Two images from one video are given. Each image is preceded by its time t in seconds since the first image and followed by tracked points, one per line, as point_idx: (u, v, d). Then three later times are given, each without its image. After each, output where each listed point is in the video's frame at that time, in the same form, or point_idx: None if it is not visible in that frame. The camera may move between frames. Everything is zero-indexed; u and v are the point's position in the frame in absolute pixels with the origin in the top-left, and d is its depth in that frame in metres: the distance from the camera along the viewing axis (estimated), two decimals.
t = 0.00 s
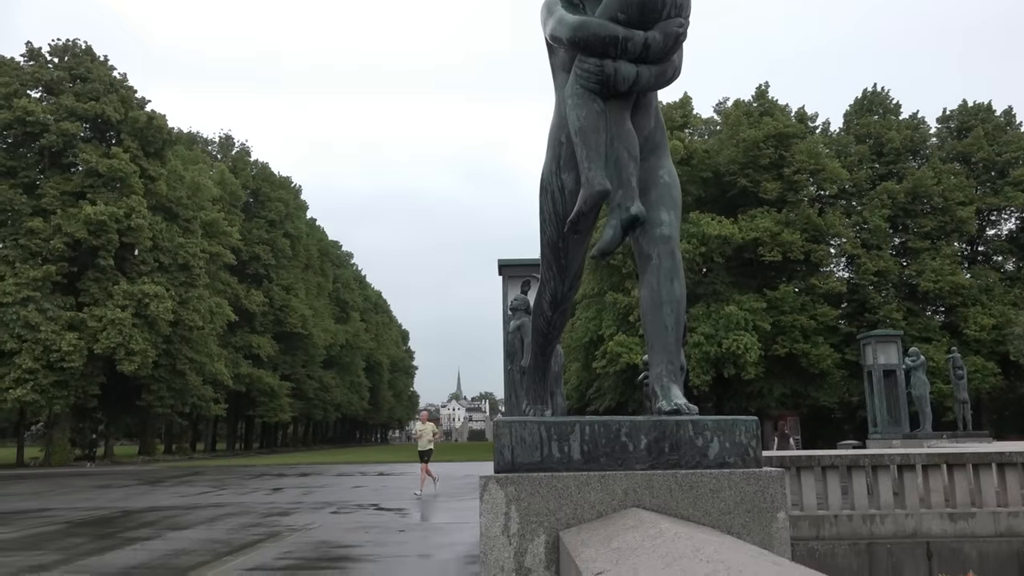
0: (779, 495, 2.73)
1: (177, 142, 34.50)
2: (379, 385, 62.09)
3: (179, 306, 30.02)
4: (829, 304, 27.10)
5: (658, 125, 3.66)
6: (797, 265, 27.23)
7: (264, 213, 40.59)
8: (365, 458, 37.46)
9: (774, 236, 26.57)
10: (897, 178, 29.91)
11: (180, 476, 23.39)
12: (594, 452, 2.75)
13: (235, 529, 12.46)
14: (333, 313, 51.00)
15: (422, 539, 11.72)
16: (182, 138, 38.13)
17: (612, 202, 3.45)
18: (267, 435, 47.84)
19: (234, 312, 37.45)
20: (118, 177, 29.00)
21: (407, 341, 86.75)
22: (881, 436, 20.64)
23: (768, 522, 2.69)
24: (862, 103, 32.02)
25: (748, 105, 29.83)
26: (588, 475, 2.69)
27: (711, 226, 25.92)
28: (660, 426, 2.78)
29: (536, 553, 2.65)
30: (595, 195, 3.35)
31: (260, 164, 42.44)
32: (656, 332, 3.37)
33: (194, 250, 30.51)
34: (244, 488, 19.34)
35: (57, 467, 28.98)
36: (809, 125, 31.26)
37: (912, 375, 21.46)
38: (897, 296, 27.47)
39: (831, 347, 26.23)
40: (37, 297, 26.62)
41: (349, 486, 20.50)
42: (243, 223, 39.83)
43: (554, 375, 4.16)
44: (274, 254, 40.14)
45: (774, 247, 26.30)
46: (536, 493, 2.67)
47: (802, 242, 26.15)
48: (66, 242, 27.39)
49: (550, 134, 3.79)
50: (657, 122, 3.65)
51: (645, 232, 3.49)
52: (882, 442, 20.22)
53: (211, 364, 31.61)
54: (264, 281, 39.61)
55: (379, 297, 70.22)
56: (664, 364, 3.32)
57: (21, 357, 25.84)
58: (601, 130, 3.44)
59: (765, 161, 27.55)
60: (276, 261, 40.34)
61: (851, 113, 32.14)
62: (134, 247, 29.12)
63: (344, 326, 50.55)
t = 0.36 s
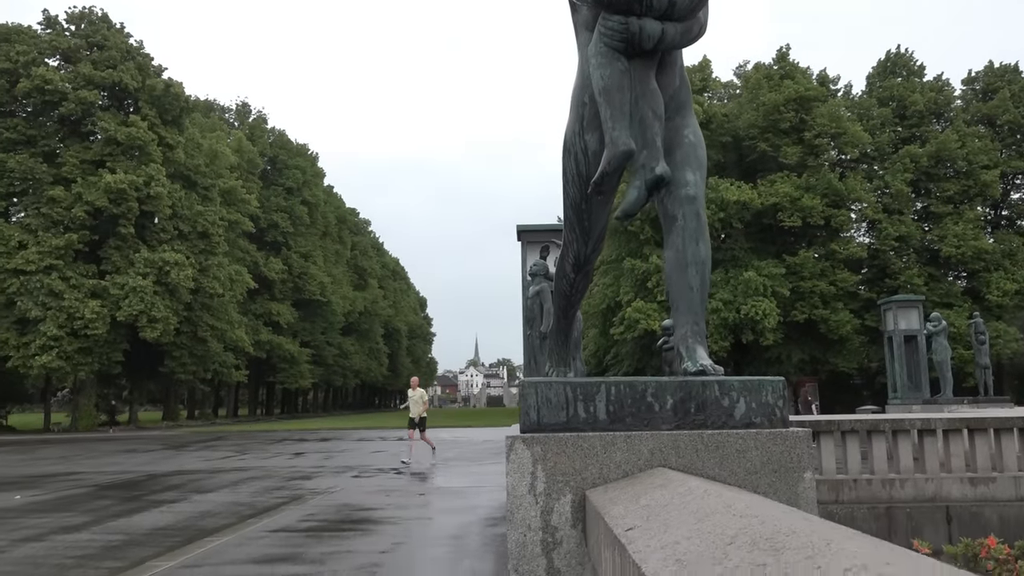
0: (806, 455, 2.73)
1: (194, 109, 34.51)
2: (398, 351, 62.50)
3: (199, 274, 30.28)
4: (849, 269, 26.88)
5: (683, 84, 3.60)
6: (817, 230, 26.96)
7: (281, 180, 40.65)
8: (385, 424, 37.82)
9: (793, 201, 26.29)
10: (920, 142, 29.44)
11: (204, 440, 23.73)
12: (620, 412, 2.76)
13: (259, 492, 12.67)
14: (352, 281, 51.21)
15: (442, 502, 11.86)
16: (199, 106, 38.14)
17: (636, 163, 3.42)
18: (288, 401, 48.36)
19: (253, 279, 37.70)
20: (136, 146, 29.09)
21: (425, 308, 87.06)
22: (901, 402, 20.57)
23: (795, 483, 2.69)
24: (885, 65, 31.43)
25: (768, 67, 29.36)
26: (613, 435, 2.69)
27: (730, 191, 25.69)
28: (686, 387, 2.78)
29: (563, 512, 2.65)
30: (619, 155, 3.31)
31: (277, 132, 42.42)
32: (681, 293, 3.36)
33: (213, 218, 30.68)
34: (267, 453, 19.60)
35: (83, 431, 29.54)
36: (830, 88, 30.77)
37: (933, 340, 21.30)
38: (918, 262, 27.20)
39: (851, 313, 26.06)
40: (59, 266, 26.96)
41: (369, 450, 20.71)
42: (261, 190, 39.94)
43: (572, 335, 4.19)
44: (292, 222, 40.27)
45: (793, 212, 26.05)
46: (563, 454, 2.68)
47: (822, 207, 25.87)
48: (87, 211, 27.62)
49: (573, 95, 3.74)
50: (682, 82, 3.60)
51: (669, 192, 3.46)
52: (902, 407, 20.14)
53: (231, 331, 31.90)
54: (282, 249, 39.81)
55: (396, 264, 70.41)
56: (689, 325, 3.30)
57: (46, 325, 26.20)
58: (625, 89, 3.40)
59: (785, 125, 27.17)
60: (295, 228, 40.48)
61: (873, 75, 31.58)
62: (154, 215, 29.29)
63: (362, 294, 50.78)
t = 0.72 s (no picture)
0: (897, 414, 2.64)
1: (258, 76, 34.99)
2: (460, 314, 63.05)
3: (267, 238, 30.94)
4: (922, 228, 25.96)
5: (761, 33, 3.46)
6: (889, 188, 26.05)
7: (343, 145, 41.09)
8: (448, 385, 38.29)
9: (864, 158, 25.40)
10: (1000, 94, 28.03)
11: (275, 400, 24.41)
12: (702, 370, 2.71)
13: (330, 450, 13.01)
14: (414, 244, 51.70)
15: (508, 461, 12.00)
16: (263, 73, 38.67)
17: (714, 117, 3.31)
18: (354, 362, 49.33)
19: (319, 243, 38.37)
20: (204, 113, 29.68)
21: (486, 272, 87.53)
22: (978, 365, 19.90)
23: (886, 442, 2.61)
24: (963, 14, 29.95)
25: (838, 20, 28.23)
26: (696, 393, 2.66)
27: (797, 150, 24.98)
28: (770, 345, 2.71)
29: (644, 470, 2.63)
30: (696, 109, 3.20)
31: (338, 97, 42.78)
32: (763, 250, 3.27)
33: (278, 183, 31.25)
34: (335, 413, 20.05)
35: (163, 391, 30.72)
36: (904, 39, 29.47)
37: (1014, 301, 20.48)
38: (996, 220, 26.13)
39: (924, 274, 25.22)
40: (135, 231, 27.87)
41: (435, 411, 21.02)
42: (324, 155, 40.49)
43: (637, 288, 4.17)
44: (355, 186, 40.75)
45: (864, 169, 25.19)
46: (644, 412, 2.65)
47: (894, 164, 24.96)
48: (159, 177, 28.39)
49: (646, 46, 3.60)
50: (760, 31, 3.45)
51: (749, 145, 3.35)
52: (979, 370, 19.49)
53: (299, 294, 32.56)
54: (346, 213, 40.36)
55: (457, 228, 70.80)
56: (771, 282, 3.23)
57: (124, 289, 27.16)
58: (701, 39, 3.27)
59: (855, 80, 26.18)
60: (357, 192, 40.96)
61: (950, 25, 30.12)
62: (222, 181, 29.93)
63: (425, 257, 51.22)
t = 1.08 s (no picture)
0: None
1: (353, 65, 35.71)
2: (554, 295, 63.07)
3: (364, 223, 31.57)
4: None
5: None
6: (1007, 155, 24.48)
7: (436, 129, 41.52)
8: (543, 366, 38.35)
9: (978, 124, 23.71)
10: None
11: (375, 382, 25.02)
12: (833, 350, 2.54)
13: (431, 430, 13.19)
14: (507, 226, 51.89)
15: (607, 443, 11.87)
16: (357, 61, 39.42)
17: (840, 78, 3.09)
18: (451, 344, 50.05)
19: (414, 228, 39.00)
20: (302, 103, 30.45)
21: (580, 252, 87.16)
22: None
23: None
24: None
25: None
26: (827, 374, 2.48)
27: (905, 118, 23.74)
28: (908, 321, 2.52)
29: (771, 455, 2.48)
30: (820, 70, 2.99)
31: (431, 82, 43.23)
32: (895, 220, 3.04)
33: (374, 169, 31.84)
34: (434, 393, 20.38)
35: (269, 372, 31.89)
36: None
37: None
38: None
39: None
40: (240, 219, 28.93)
41: (531, 392, 21.09)
42: (418, 140, 41.06)
43: (749, 259, 4.04)
44: (448, 170, 41.17)
45: (978, 136, 23.54)
46: (770, 393, 2.50)
47: (1013, 129, 23.32)
48: (262, 166, 29.34)
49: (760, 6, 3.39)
50: None
51: (878, 108, 3.11)
52: None
53: (395, 278, 33.12)
54: (440, 197, 40.86)
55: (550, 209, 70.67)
56: (905, 255, 3.00)
57: (232, 275, 28.21)
58: None
59: (968, 41, 24.64)
60: (451, 176, 41.35)
61: None
62: (321, 168, 30.70)
63: (518, 239, 51.36)
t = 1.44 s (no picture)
0: None
1: (440, 55, 35.95)
2: (645, 281, 62.24)
3: (454, 212, 31.76)
4: None
5: None
6: None
7: (523, 116, 41.42)
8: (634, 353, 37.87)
9: None
10: None
11: (467, 369, 25.16)
12: (987, 334, 2.24)
13: (524, 417, 13.11)
14: (596, 212, 51.38)
15: (705, 431, 11.51)
16: (445, 51, 39.64)
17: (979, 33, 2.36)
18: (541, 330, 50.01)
19: (503, 215, 39.08)
20: (392, 94, 30.79)
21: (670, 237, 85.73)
22: None
23: None
24: None
25: None
26: (980, 361, 2.18)
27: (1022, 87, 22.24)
28: None
29: (916, 451, 2.22)
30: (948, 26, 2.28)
31: (517, 69, 43.15)
32: None
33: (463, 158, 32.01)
34: (526, 380, 20.35)
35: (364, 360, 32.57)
36: None
37: None
38: None
39: None
40: (335, 211, 29.56)
41: (624, 379, 20.80)
42: (506, 128, 41.05)
43: (872, 237, 3.56)
44: (536, 157, 41.00)
45: None
46: (913, 382, 2.22)
47: None
48: (354, 158, 29.88)
49: None
50: None
51: None
52: None
53: (486, 265, 33.22)
54: (528, 183, 40.80)
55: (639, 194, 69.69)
56: None
57: (327, 265, 28.86)
58: None
59: None
60: (539, 163, 41.18)
61: None
62: (411, 158, 31.00)
63: (607, 225, 50.82)
